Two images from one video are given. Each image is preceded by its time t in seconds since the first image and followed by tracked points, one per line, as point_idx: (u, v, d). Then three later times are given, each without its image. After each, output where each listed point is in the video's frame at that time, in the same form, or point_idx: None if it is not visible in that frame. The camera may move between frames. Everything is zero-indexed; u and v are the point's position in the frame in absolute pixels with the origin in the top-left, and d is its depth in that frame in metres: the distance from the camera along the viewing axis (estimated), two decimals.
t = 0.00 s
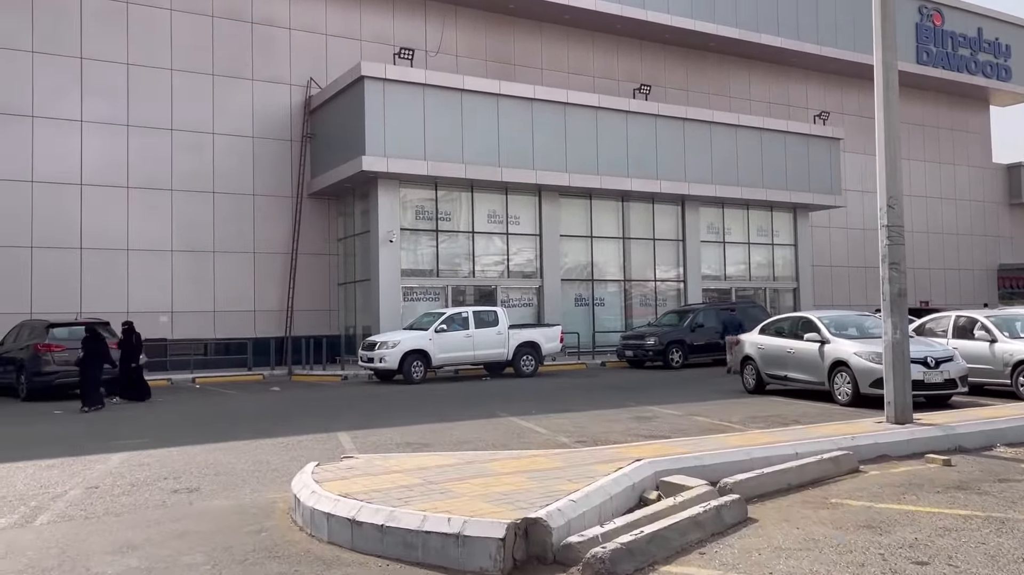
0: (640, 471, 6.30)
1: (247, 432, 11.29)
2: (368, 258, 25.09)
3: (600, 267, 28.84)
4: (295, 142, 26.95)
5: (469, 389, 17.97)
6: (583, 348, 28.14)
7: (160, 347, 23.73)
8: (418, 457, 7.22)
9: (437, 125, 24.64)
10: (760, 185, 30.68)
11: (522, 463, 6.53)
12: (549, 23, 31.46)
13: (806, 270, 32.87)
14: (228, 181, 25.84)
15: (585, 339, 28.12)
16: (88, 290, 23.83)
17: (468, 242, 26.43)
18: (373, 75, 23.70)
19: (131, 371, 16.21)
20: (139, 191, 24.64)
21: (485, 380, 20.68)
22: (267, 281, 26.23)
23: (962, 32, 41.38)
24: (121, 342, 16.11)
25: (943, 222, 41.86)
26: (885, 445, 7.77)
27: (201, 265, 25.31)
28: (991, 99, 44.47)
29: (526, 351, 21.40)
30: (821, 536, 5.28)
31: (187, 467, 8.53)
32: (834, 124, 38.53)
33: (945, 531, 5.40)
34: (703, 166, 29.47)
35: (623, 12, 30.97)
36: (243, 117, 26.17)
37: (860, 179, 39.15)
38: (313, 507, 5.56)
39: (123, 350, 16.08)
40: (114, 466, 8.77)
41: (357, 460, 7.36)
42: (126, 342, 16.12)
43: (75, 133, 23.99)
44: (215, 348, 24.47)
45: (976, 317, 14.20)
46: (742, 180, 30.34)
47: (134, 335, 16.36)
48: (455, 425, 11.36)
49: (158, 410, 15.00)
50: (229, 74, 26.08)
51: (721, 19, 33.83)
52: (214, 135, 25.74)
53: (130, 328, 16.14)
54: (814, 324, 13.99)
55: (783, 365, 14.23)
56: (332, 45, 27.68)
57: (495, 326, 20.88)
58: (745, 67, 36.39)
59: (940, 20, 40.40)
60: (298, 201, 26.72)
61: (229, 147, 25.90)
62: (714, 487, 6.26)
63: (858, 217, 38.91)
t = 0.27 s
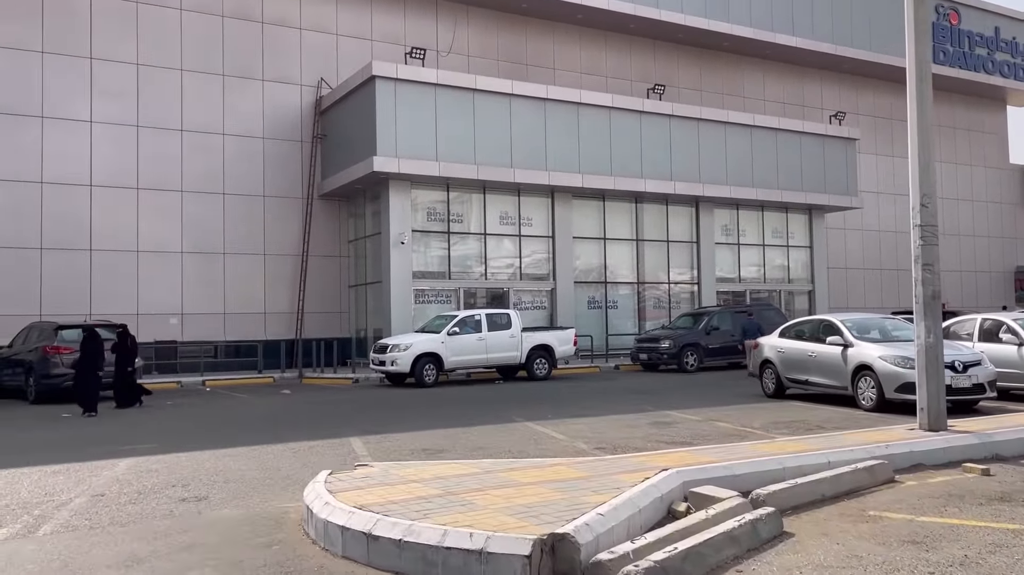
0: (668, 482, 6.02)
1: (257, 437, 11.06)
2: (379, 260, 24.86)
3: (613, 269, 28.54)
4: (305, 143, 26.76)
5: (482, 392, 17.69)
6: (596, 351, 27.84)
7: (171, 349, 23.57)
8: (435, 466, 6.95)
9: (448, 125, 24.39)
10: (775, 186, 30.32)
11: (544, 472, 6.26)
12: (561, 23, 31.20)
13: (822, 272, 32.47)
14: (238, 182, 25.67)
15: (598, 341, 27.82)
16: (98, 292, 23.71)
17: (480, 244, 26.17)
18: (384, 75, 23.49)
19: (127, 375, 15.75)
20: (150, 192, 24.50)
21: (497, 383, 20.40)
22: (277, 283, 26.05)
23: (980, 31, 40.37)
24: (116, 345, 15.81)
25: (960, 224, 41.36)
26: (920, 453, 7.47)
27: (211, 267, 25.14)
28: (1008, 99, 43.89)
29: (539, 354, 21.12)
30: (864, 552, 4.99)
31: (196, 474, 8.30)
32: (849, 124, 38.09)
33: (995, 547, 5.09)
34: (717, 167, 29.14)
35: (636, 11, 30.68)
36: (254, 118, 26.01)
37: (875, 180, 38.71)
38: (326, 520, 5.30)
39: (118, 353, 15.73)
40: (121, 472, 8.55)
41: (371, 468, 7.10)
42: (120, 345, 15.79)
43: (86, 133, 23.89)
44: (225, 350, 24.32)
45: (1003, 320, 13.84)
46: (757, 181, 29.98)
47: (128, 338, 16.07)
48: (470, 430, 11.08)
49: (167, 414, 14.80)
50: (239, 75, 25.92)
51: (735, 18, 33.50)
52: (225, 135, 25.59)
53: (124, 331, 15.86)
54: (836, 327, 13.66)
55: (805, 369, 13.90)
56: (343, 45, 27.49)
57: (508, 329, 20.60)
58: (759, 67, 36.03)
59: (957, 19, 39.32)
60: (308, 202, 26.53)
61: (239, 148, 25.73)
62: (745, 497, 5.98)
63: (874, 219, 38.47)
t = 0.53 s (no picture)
0: (692, 490, 5.72)
1: (262, 441, 10.79)
2: (387, 261, 24.62)
3: (623, 270, 28.22)
4: (312, 143, 26.53)
5: (491, 395, 17.40)
6: (606, 353, 27.53)
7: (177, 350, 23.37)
8: (446, 472, 6.65)
9: (457, 125, 24.13)
10: (787, 187, 29.97)
11: (560, 480, 5.96)
12: (570, 22, 30.93)
13: (834, 274, 32.09)
14: (245, 182, 25.45)
15: (608, 344, 27.49)
16: (104, 293, 23.51)
17: (488, 245, 25.89)
18: (392, 74, 23.24)
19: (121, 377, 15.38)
20: (156, 193, 24.29)
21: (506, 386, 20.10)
22: (284, 284, 25.81)
23: (993, 31, 40.08)
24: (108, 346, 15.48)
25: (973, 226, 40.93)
26: (953, 460, 7.14)
27: (217, 268, 24.91)
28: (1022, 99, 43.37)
29: (549, 357, 20.82)
30: (906, 568, 4.67)
31: (198, 479, 8.02)
32: (861, 125, 37.69)
33: None
34: (728, 167, 28.81)
35: (646, 10, 30.39)
36: (261, 117, 25.79)
37: (887, 181, 38.32)
38: (332, 530, 5.01)
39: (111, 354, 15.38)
40: (122, 477, 8.28)
41: (379, 474, 6.81)
42: (113, 345, 15.47)
43: (92, 133, 23.70)
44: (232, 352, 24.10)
45: None
46: (768, 182, 29.63)
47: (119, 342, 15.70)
48: (481, 434, 10.78)
49: (171, 416, 14.55)
50: (246, 74, 25.71)
51: (745, 17, 33.18)
52: (231, 135, 25.37)
53: (117, 333, 15.54)
54: (854, 329, 13.32)
55: (823, 372, 13.55)
56: (350, 44, 27.25)
57: (517, 331, 20.31)
58: (770, 67, 35.69)
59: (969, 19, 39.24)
60: (316, 203, 26.28)
61: (245, 147, 25.51)
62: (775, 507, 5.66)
63: (885, 221, 38.07)
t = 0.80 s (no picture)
0: (717, 505, 5.41)
1: (264, 448, 10.49)
2: (391, 264, 24.36)
3: (630, 273, 27.92)
4: (317, 145, 26.27)
5: (497, 400, 17.09)
6: (613, 357, 27.23)
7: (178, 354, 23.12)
8: (457, 483, 6.35)
9: (463, 127, 23.88)
10: (795, 190, 29.67)
11: (578, 493, 5.65)
12: (576, 24, 30.68)
13: (843, 278, 31.76)
14: (248, 184, 25.20)
15: (615, 348, 27.18)
16: (105, 296, 23.26)
17: (494, 247, 25.61)
18: (397, 74, 22.99)
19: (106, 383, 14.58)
20: (158, 195, 24.05)
21: (513, 390, 19.78)
22: (288, 287, 25.54)
23: (1002, 34, 39.83)
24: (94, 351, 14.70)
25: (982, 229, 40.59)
26: (986, 471, 6.82)
27: (220, 271, 24.65)
28: None
29: (556, 361, 20.52)
30: None
31: (198, 489, 7.73)
32: (870, 128, 37.38)
33: None
34: (736, 170, 28.53)
35: (653, 12, 30.13)
36: (265, 119, 25.55)
37: (895, 184, 38.00)
38: (338, 547, 4.71)
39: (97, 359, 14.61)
40: (119, 487, 7.98)
41: (387, 485, 6.51)
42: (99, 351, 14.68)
43: (94, 134, 23.47)
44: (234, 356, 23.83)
45: None
46: (776, 184, 29.33)
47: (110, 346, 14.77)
48: (489, 441, 10.47)
49: (172, 421, 14.27)
50: (250, 75, 25.48)
51: (753, 19, 32.91)
52: (235, 136, 25.13)
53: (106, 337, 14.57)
54: (871, 334, 12.99)
55: (838, 378, 13.23)
56: (355, 46, 27.00)
57: (523, 335, 20.01)
58: (777, 69, 35.41)
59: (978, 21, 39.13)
60: (319, 205, 26.02)
61: (249, 149, 25.27)
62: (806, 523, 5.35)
63: (893, 224, 37.74)
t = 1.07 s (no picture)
0: (744, 517, 5.14)
1: (264, 454, 10.21)
2: (392, 266, 24.09)
3: (632, 276, 27.66)
4: (316, 146, 26.00)
5: (500, 404, 16.81)
6: (615, 361, 26.97)
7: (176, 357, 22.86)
8: (467, 493, 6.08)
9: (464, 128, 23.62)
10: (799, 192, 29.44)
11: (597, 505, 5.39)
12: (577, 25, 30.45)
13: (846, 281, 31.52)
14: (247, 185, 24.92)
15: (617, 351, 26.92)
16: (102, 298, 22.96)
17: (496, 249, 25.34)
18: (398, 74, 22.74)
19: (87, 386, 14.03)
20: (156, 196, 23.77)
21: (515, 394, 19.51)
22: (287, 289, 25.26)
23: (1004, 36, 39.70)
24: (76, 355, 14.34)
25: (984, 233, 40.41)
26: (1017, 480, 6.56)
27: (218, 273, 24.36)
28: None
29: (559, 364, 20.24)
30: None
31: (196, 498, 7.45)
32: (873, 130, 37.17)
33: None
34: (739, 172, 28.30)
35: (656, 13, 29.90)
36: (264, 119, 25.29)
37: (898, 187, 37.80)
38: (346, 563, 4.44)
39: (78, 362, 14.19)
40: (114, 496, 7.69)
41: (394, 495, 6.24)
42: (81, 353, 14.32)
43: (91, 134, 23.19)
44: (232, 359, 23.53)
45: None
46: (780, 186, 29.10)
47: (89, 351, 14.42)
48: (496, 447, 10.20)
49: (169, 426, 13.98)
50: (249, 76, 25.20)
51: (756, 21, 32.70)
52: (233, 137, 24.86)
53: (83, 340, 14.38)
54: (883, 337, 12.71)
55: (850, 382, 12.96)
56: (355, 46, 26.74)
57: (526, 338, 19.74)
58: (780, 70, 35.21)
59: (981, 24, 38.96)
60: (319, 206, 25.74)
61: (247, 149, 24.99)
62: (838, 536, 5.09)
63: (896, 227, 37.54)
